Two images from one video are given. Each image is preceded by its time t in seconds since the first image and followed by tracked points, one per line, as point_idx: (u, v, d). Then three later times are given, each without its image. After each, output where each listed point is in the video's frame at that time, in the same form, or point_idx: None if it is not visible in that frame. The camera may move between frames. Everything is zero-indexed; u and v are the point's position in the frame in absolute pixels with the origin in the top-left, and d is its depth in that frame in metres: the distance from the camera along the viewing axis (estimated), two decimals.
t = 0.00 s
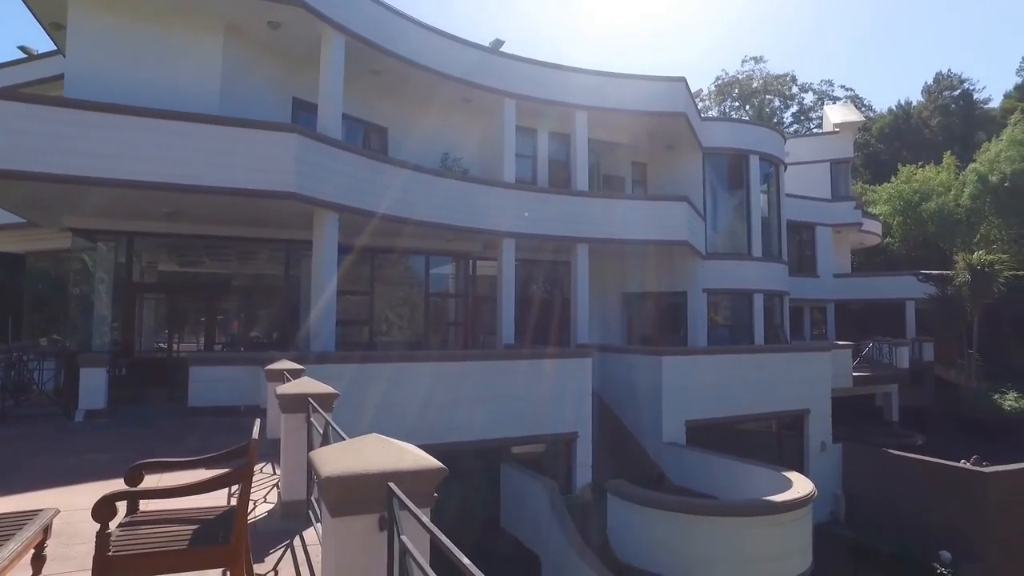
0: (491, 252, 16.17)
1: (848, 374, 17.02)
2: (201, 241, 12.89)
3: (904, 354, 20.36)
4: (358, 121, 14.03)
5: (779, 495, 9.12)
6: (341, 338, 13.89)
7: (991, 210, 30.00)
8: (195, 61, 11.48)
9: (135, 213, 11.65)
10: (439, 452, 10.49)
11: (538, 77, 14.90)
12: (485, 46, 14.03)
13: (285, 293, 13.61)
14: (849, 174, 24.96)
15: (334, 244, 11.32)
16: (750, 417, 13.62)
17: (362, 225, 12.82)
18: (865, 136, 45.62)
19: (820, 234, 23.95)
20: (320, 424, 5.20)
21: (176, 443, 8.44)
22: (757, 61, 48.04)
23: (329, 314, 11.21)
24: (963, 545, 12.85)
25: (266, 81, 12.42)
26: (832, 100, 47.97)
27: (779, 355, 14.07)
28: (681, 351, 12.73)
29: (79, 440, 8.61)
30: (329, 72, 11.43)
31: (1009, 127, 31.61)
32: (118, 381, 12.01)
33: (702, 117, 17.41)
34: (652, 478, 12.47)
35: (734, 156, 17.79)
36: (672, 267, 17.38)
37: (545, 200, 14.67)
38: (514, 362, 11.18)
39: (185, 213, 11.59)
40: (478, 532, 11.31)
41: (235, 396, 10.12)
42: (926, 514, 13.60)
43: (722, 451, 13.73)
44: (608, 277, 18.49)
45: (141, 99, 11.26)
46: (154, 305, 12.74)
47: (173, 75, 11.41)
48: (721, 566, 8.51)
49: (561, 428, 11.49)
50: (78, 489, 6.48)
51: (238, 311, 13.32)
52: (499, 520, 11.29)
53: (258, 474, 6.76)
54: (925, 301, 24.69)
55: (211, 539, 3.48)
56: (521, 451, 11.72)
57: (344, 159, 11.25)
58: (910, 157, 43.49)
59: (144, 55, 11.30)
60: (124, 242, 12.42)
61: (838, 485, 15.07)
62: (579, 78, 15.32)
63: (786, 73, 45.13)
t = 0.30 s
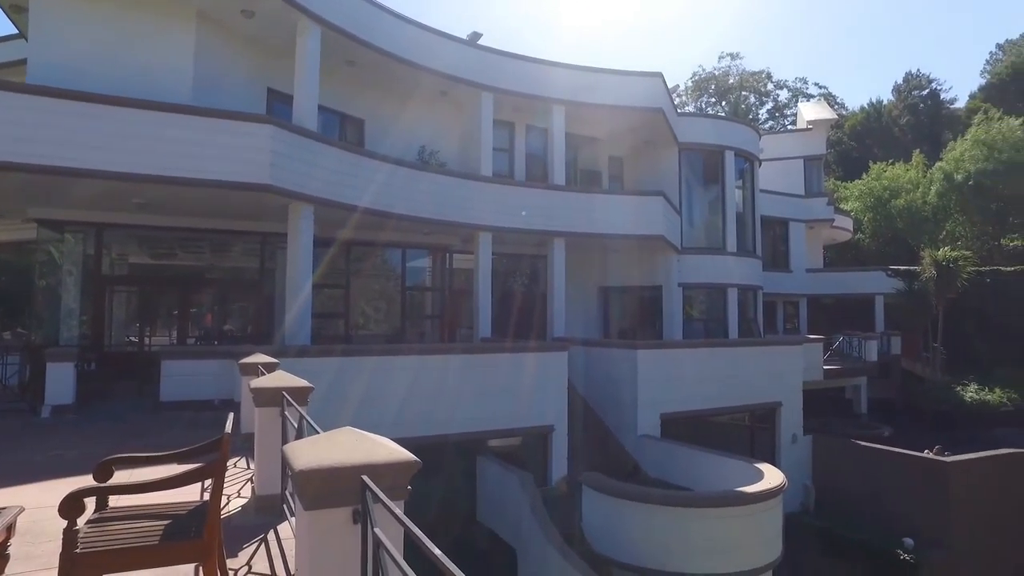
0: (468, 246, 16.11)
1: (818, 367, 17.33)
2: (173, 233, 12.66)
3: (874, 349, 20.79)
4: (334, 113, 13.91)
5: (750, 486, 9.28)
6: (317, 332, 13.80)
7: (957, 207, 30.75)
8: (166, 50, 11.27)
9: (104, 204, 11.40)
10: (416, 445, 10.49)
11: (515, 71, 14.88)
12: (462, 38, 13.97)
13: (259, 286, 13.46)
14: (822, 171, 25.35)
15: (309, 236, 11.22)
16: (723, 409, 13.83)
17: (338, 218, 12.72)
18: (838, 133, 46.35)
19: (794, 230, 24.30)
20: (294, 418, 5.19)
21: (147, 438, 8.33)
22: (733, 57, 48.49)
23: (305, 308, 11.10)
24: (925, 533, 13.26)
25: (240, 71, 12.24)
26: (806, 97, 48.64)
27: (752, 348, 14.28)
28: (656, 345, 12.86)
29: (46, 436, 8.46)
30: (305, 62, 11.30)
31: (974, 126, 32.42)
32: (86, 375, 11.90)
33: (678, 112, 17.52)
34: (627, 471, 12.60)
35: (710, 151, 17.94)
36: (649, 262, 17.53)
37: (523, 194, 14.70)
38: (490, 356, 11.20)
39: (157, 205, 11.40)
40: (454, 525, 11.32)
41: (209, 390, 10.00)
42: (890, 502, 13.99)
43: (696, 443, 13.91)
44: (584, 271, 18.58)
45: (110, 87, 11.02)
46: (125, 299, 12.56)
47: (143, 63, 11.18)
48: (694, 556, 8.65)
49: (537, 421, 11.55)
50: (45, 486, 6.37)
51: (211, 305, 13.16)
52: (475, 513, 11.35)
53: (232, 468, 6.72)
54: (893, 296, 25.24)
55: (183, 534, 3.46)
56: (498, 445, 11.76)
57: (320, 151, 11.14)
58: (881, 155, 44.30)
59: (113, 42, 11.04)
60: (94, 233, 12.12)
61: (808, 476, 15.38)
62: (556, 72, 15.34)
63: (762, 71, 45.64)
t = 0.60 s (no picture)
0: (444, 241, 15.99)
1: (791, 362, 17.60)
2: (145, 227, 12.41)
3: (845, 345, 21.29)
4: (310, 106, 13.77)
5: (724, 479, 9.42)
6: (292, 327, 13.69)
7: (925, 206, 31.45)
8: (138, 39, 11.04)
9: (72, 197, 11.14)
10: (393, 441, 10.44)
11: (493, 65, 14.85)
12: (440, 32, 13.90)
13: (234, 281, 13.30)
14: (796, 168, 25.71)
15: (284, 230, 11.10)
16: (698, 404, 13.99)
17: (313, 212, 12.61)
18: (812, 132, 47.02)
19: (768, 227, 24.62)
20: (269, 414, 5.15)
21: (118, 434, 8.20)
22: (710, 55, 48.93)
23: (279, 303, 10.96)
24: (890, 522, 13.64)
25: (213, 62, 12.05)
26: (781, 96, 49.27)
27: (727, 343, 14.46)
28: (632, 340, 12.96)
29: (13, 434, 8.28)
30: (281, 54, 11.16)
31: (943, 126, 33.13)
32: (56, 372, 11.39)
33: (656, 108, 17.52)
34: (603, 465, 12.70)
35: (686, 147, 18.01)
36: (625, 258, 17.66)
37: (501, 189, 14.70)
38: (467, 351, 11.19)
39: (128, 197, 11.20)
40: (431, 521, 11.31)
41: (182, 387, 9.85)
42: (859, 493, 14.31)
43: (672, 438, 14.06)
44: (561, 267, 18.67)
45: (77, 76, 10.74)
46: (95, 294, 12.37)
47: (113, 52, 10.92)
48: (668, 548, 8.75)
49: (514, 416, 11.59)
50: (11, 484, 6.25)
51: (185, 300, 13.04)
52: (453, 508, 11.35)
53: (206, 465, 6.65)
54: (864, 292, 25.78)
55: (154, 531, 3.43)
56: (475, 440, 11.77)
57: (295, 145, 11.02)
58: (853, 154, 45.05)
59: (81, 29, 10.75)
60: (61, 227, 11.78)
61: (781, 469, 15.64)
62: (535, 67, 15.34)
63: (738, 68, 46.11)
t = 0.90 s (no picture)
0: (420, 236, 15.96)
1: (764, 358, 17.87)
2: (115, 220, 12.19)
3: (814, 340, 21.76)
4: (284, 100, 13.61)
5: (697, 473, 9.55)
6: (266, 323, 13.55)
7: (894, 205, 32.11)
8: (106, 29, 10.80)
9: (37, 188, 10.84)
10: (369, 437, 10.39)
11: (470, 61, 14.81)
12: (417, 27, 13.82)
13: (207, 276, 13.14)
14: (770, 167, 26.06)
15: (258, 225, 10.95)
16: (672, 399, 14.14)
17: (287, 207, 12.46)
18: (785, 131, 47.66)
19: (742, 224, 24.94)
20: (242, 410, 5.11)
21: (86, 432, 8.04)
22: (686, 53, 49.36)
23: (253, 299, 10.84)
24: (858, 514, 13.96)
25: (184, 53, 11.84)
26: (755, 95, 49.88)
27: (701, 339, 14.63)
28: (608, 336, 13.04)
29: None
30: (255, 47, 11.00)
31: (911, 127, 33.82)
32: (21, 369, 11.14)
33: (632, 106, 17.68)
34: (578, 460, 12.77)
35: (662, 145, 18.19)
36: (601, 254, 17.77)
37: (478, 185, 14.67)
38: (443, 347, 11.17)
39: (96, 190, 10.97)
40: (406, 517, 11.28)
41: (152, 383, 9.69)
42: (828, 486, 14.58)
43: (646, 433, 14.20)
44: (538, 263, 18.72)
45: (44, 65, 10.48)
46: (61, 289, 12.05)
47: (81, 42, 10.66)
48: (642, 542, 8.84)
49: (490, 412, 11.60)
50: None
51: (156, 295, 12.82)
52: (429, 504, 11.34)
53: (176, 463, 6.57)
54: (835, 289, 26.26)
55: (122, 530, 3.38)
56: (451, 436, 11.76)
57: (269, 138, 10.88)
58: (825, 153, 45.78)
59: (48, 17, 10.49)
60: (26, 220, 11.53)
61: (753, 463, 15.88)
62: (512, 63, 15.32)
63: (714, 67, 46.57)
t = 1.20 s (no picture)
0: (396, 234, 15.88)
1: (737, 355, 18.09)
2: (81, 216, 11.89)
3: (785, 336, 22.09)
4: (258, 94, 13.41)
5: (670, 469, 9.66)
6: (239, 320, 13.35)
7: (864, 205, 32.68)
8: (73, 20, 10.53)
9: None
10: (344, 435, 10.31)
11: (447, 58, 14.73)
12: (393, 22, 13.70)
13: (178, 272, 12.86)
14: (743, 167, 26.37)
15: (231, 222, 10.79)
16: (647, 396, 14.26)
17: (261, 203, 12.29)
18: (759, 131, 48.24)
19: (716, 223, 25.20)
20: (213, 409, 5.04)
21: (52, 433, 7.85)
22: (662, 53, 49.71)
23: (226, 296, 10.69)
24: (828, 508, 14.22)
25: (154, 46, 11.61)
26: (729, 95, 50.41)
27: (675, 337, 14.75)
28: (584, 334, 13.10)
29: None
30: (227, 40, 10.82)
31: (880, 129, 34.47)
32: None
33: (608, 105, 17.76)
34: (554, 457, 12.81)
35: (638, 144, 18.31)
36: (577, 252, 17.82)
37: (454, 182, 14.60)
38: (420, 345, 11.10)
39: (62, 185, 10.68)
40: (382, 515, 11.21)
41: (122, 381, 9.51)
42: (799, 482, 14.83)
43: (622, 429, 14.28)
44: (514, 261, 18.72)
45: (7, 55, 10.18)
46: (25, 285, 11.83)
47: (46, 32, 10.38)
48: (616, 538, 8.92)
49: (467, 410, 11.58)
50: None
51: (125, 292, 12.56)
52: (404, 502, 11.29)
53: (145, 463, 6.45)
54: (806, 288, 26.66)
55: (87, 531, 3.31)
56: (427, 434, 11.72)
57: (242, 133, 10.72)
58: (797, 153, 46.43)
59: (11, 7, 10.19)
60: None
61: (726, 459, 16.07)
62: (489, 61, 15.29)
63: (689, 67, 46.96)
